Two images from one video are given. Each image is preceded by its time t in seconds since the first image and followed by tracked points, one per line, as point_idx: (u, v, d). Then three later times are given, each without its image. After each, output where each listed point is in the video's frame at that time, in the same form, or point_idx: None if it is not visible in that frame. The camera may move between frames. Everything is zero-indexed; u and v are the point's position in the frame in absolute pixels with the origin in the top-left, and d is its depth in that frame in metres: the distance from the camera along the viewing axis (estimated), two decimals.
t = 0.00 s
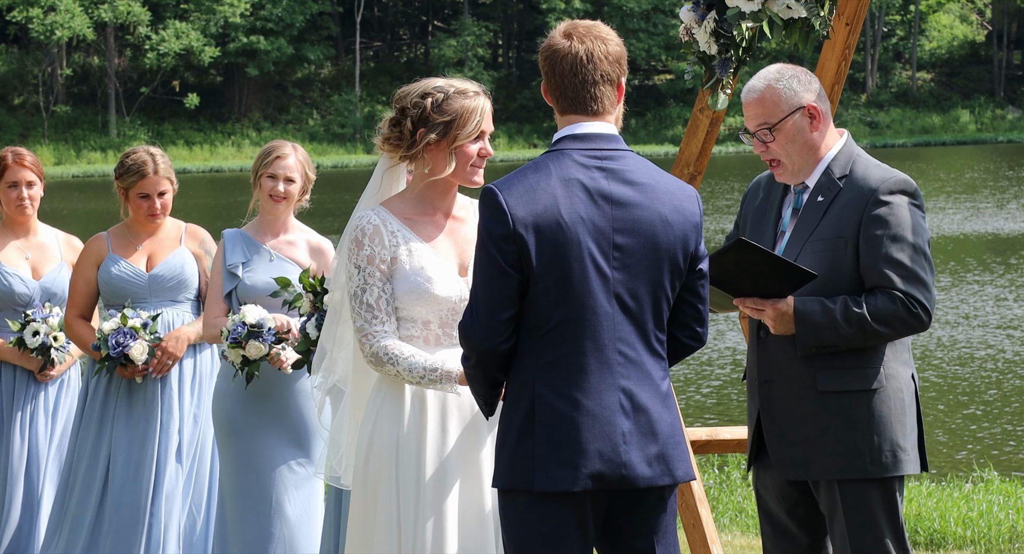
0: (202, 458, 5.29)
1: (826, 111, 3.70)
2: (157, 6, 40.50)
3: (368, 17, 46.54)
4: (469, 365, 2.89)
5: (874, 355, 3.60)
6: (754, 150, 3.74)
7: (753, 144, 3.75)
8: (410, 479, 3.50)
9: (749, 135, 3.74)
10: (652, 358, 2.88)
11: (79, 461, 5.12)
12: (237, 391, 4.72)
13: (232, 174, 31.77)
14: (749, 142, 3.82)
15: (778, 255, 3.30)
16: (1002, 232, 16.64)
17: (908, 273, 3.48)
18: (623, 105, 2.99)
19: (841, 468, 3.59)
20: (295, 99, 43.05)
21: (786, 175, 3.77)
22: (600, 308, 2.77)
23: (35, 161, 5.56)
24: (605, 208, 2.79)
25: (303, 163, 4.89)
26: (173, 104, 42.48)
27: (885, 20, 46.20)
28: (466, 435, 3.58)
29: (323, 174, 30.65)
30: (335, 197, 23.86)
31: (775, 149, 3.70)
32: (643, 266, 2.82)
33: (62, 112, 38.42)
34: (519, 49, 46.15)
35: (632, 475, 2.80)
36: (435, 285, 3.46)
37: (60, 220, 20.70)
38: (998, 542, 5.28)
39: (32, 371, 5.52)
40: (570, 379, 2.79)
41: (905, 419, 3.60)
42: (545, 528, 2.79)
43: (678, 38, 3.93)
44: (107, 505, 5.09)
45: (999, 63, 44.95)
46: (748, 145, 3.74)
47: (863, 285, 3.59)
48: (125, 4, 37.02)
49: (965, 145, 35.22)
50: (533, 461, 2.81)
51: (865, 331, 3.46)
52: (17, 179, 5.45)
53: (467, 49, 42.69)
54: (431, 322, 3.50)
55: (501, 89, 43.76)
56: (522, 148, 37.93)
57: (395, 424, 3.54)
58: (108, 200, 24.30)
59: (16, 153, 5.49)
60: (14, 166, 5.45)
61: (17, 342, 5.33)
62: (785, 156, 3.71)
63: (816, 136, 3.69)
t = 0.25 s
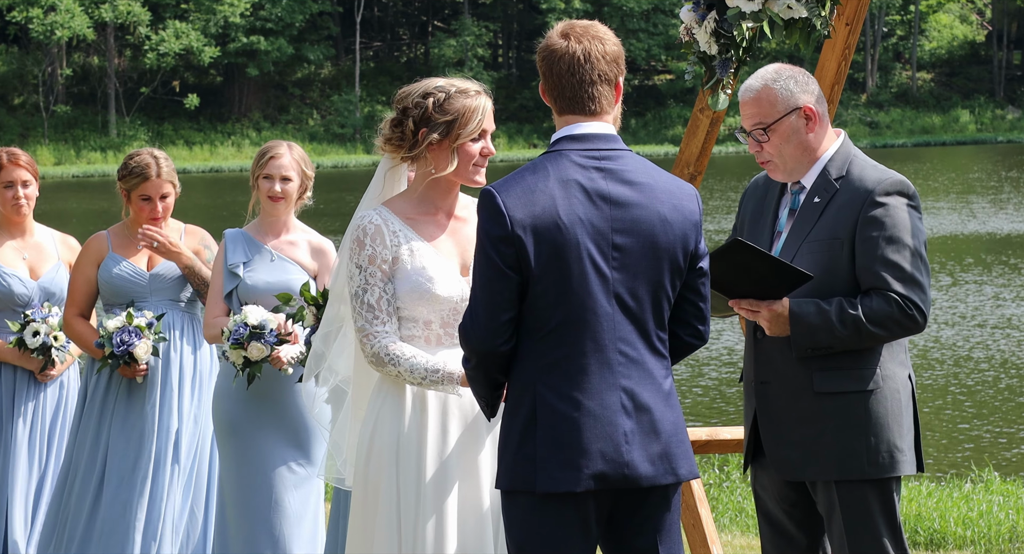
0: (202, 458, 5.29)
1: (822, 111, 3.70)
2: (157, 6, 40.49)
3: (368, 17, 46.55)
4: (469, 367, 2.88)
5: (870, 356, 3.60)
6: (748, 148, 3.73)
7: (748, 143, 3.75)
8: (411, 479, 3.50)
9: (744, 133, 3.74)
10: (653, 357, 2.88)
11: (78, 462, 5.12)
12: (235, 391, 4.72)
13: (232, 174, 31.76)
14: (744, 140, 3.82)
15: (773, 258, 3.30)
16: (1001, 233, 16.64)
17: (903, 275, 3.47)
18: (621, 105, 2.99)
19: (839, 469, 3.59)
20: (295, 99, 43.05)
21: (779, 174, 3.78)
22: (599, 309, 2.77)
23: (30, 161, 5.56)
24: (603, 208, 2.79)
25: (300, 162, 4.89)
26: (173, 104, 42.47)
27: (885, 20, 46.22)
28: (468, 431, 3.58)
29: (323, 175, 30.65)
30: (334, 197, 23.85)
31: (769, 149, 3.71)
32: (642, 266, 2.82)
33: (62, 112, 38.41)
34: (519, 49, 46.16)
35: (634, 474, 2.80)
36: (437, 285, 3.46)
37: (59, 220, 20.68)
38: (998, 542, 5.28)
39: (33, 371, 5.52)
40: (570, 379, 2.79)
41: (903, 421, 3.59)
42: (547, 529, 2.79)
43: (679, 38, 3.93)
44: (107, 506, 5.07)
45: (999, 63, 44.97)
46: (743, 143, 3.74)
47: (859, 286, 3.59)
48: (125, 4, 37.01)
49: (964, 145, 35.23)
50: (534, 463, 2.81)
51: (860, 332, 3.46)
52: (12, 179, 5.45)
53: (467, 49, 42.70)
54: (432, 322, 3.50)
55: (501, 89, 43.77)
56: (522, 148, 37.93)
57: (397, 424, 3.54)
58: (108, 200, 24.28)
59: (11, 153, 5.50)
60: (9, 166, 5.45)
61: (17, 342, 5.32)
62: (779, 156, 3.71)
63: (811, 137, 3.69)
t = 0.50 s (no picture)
0: (202, 458, 5.30)
1: (821, 113, 3.70)
2: (157, 6, 40.48)
3: (368, 17, 46.56)
4: (474, 368, 2.89)
5: (867, 357, 3.60)
6: (748, 150, 3.73)
7: (747, 144, 3.75)
8: (415, 480, 3.50)
9: (743, 134, 3.74)
10: (658, 356, 2.88)
11: (79, 463, 5.12)
12: (235, 392, 4.73)
13: (233, 174, 31.77)
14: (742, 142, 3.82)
15: (770, 258, 3.30)
16: (1002, 233, 16.64)
17: (901, 276, 3.47)
18: (622, 104, 2.99)
19: (837, 469, 3.59)
20: (295, 99, 43.04)
21: (778, 175, 3.78)
22: (604, 309, 2.77)
23: (28, 161, 5.56)
24: (607, 209, 2.79)
25: (299, 161, 4.88)
26: (173, 104, 42.47)
27: (885, 20, 46.23)
28: (471, 430, 3.58)
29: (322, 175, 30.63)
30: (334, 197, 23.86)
31: (768, 150, 3.71)
32: (647, 265, 2.82)
33: (62, 112, 38.41)
34: (519, 49, 46.15)
35: (641, 473, 2.80)
36: (440, 285, 3.46)
37: (59, 220, 20.68)
38: (998, 542, 5.28)
39: (35, 371, 5.52)
40: (575, 380, 2.79)
41: (900, 421, 3.59)
42: (555, 530, 2.79)
43: (679, 38, 3.93)
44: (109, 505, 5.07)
45: (999, 63, 44.98)
46: (742, 145, 3.74)
47: (855, 287, 3.59)
48: (125, 4, 37.01)
49: (964, 145, 35.23)
50: (541, 464, 2.81)
51: (855, 333, 3.46)
52: (11, 178, 5.45)
53: (467, 49, 42.71)
54: (435, 322, 3.50)
55: (501, 89, 43.78)
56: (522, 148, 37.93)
57: (399, 425, 3.54)
58: (107, 200, 24.27)
59: (9, 153, 5.49)
60: (8, 165, 5.45)
61: (20, 343, 5.32)
62: (778, 157, 3.71)
63: (809, 138, 3.69)
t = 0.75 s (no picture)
0: (202, 458, 5.30)
1: (818, 114, 3.69)
2: (157, 6, 40.47)
3: (368, 17, 46.57)
4: (480, 370, 2.89)
5: (862, 357, 3.60)
6: (743, 149, 3.75)
7: (742, 143, 3.76)
8: (418, 479, 3.50)
9: (739, 134, 3.75)
10: (664, 356, 2.88)
11: (78, 464, 5.10)
12: (235, 393, 4.73)
13: (233, 174, 31.77)
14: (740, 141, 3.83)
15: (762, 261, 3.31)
16: (1002, 233, 16.64)
17: (897, 278, 3.47)
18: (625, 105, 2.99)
19: (832, 470, 3.59)
20: (295, 99, 43.06)
21: (773, 176, 3.79)
22: (609, 311, 2.77)
23: (28, 161, 5.56)
24: (612, 210, 2.79)
25: (299, 161, 4.88)
26: (173, 104, 42.47)
27: (885, 20, 46.24)
28: (474, 431, 3.58)
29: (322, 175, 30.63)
30: (334, 197, 23.85)
31: (763, 150, 3.71)
32: (652, 266, 2.82)
33: (62, 112, 38.42)
34: (519, 49, 46.16)
35: (648, 473, 2.80)
36: (439, 285, 3.46)
37: (58, 220, 20.68)
38: (998, 542, 5.28)
39: (36, 372, 5.52)
40: (580, 382, 2.79)
41: (895, 423, 3.59)
42: (561, 530, 2.79)
43: (679, 38, 3.93)
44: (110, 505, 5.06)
45: (999, 63, 44.99)
46: (738, 144, 3.75)
47: (849, 289, 3.59)
48: (125, 4, 37.01)
49: (965, 145, 35.23)
50: (547, 464, 2.81)
51: (849, 335, 3.46)
52: (11, 179, 5.45)
53: (467, 49, 42.71)
54: (435, 322, 3.50)
55: (501, 90, 43.80)
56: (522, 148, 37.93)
57: (401, 426, 3.54)
58: (107, 200, 24.27)
59: (9, 153, 5.49)
60: (8, 165, 5.45)
61: (21, 344, 5.32)
62: (773, 158, 3.71)
63: (805, 139, 3.69)
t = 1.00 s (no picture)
0: (202, 457, 5.30)
1: (818, 113, 3.69)
2: (157, 6, 40.46)
3: (367, 17, 46.57)
4: (482, 370, 2.89)
5: (862, 358, 3.59)
6: (743, 149, 3.75)
7: (742, 144, 3.76)
8: (418, 480, 3.50)
9: (739, 134, 3.75)
10: (666, 357, 2.88)
11: (79, 463, 5.11)
12: (236, 393, 4.73)
13: (233, 174, 31.77)
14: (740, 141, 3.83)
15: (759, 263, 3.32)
16: (1002, 232, 16.64)
17: (896, 279, 3.47)
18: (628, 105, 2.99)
19: (831, 471, 3.59)
20: (295, 99, 43.06)
21: (773, 176, 3.79)
22: (613, 311, 2.77)
23: (28, 161, 5.56)
24: (616, 210, 2.79)
25: (300, 161, 4.88)
26: (173, 104, 42.47)
27: (885, 20, 46.25)
28: (476, 431, 3.58)
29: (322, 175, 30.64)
30: (334, 197, 23.85)
31: (763, 150, 3.71)
32: (655, 266, 2.82)
33: (62, 112, 38.42)
34: (519, 49, 46.17)
35: (650, 474, 2.80)
36: (438, 286, 3.46)
37: (58, 220, 20.68)
38: (998, 542, 5.28)
39: (36, 372, 5.52)
40: (584, 382, 2.79)
41: (895, 423, 3.59)
42: (562, 530, 2.80)
43: (679, 38, 3.93)
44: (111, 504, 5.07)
45: (999, 63, 45.00)
46: (738, 145, 3.75)
47: (848, 290, 3.60)
48: (126, 4, 37.01)
49: (965, 145, 35.23)
50: (549, 464, 2.81)
51: (846, 336, 3.46)
52: (12, 179, 5.45)
53: (467, 49, 42.71)
54: (433, 322, 3.50)
55: (501, 90, 43.81)
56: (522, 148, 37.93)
57: (402, 426, 3.54)
58: (107, 200, 24.27)
59: (9, 153, 5.50)
60: (8, 166, 5.45)
61: (21, 344, 5.32)
62: (773, 158, 3.71)
63: (805, 139, 3.69)
